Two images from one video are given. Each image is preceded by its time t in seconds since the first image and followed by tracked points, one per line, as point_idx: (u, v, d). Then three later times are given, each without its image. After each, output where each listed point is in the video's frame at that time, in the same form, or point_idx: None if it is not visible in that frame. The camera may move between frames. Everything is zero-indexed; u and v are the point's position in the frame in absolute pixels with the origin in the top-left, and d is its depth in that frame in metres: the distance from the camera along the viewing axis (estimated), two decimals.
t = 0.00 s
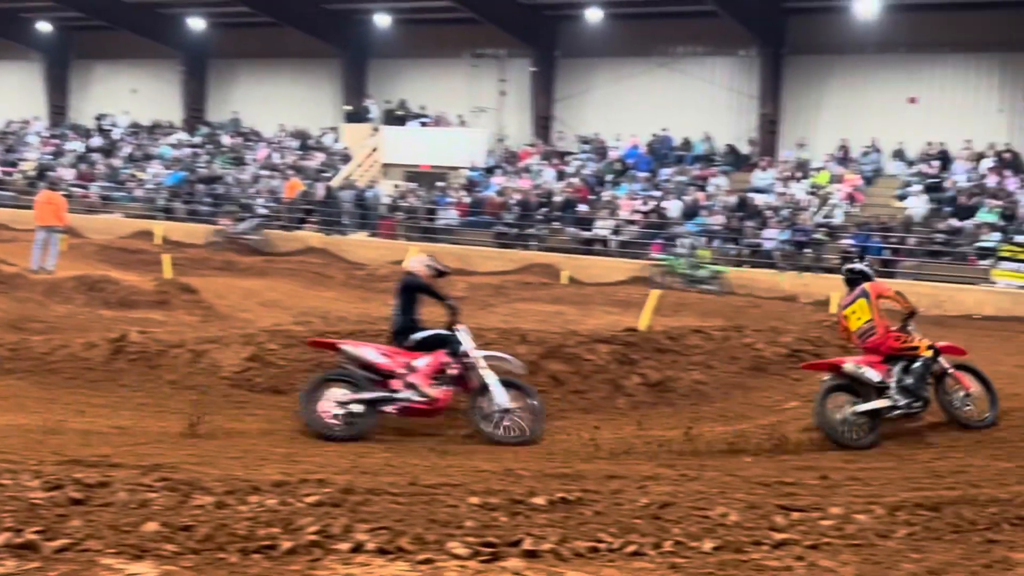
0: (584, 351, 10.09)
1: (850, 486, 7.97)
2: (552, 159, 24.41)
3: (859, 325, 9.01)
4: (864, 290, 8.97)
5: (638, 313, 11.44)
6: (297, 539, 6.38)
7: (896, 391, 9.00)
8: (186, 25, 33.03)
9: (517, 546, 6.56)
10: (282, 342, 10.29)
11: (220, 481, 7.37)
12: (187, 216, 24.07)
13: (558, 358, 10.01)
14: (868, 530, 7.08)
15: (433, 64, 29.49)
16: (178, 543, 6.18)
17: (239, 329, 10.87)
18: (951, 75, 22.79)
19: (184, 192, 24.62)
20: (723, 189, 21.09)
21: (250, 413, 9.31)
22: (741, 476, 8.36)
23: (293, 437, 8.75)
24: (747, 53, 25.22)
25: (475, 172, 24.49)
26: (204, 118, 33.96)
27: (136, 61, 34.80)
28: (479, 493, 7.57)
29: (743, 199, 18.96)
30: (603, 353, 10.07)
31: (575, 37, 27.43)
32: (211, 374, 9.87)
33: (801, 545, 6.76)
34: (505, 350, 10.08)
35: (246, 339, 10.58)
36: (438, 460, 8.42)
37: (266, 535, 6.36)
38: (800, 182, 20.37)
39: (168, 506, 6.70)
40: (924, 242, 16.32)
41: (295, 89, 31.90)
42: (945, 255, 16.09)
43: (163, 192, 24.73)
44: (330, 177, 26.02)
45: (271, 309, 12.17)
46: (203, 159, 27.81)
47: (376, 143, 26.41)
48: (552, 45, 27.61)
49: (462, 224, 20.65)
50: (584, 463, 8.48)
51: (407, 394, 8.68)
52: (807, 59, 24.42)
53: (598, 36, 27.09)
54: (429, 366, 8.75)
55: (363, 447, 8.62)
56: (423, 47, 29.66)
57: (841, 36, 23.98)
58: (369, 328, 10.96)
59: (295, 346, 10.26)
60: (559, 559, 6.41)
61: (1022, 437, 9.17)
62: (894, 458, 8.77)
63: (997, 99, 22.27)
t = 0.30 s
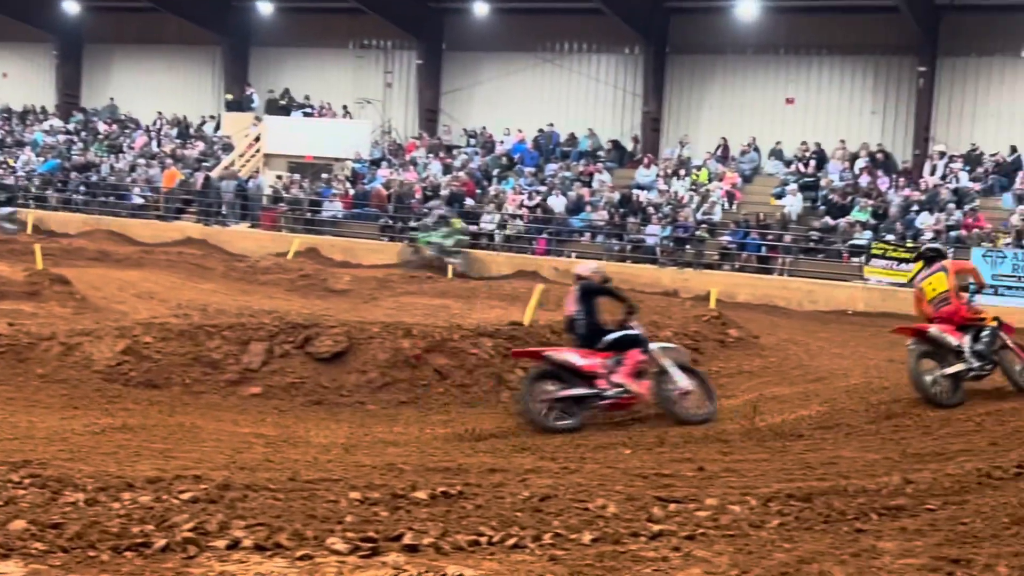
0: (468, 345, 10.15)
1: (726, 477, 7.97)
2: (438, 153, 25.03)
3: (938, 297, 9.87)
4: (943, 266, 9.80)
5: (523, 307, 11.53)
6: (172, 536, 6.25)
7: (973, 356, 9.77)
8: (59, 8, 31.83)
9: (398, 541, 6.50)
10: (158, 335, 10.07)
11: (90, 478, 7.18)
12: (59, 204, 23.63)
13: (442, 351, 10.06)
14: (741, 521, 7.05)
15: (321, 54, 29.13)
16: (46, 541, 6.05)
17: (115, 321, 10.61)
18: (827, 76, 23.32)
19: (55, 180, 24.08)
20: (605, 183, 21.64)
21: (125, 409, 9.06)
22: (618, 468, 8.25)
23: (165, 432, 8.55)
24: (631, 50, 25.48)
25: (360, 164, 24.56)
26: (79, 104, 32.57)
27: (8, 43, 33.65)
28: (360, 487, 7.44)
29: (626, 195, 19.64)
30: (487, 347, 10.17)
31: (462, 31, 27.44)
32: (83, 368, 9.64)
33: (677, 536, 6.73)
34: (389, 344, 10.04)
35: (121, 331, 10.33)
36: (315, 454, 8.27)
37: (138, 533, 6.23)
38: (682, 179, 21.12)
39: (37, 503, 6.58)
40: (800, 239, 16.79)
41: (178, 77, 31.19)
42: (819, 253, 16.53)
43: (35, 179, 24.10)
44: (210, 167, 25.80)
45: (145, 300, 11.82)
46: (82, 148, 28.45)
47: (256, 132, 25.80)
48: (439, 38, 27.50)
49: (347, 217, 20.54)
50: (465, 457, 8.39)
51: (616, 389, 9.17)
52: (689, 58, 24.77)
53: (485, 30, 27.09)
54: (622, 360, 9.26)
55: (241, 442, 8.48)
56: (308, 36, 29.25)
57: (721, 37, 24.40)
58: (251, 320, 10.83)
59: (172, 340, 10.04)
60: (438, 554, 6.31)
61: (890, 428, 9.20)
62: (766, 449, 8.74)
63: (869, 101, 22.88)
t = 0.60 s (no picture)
0: (386, 343, 10.11)
1: (641, 475, 8.07)
2: (357, 150, 24.79)
3: (972, 303, 10.34)
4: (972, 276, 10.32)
5: (442, 306, 11.54)
6: (80, 538, 6.11)
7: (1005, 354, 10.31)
8: None
9: (313, 541, 6.44)
10: (68, 333, 9.82)
11: None
12: None
13: (359, 350, 10.02)
14: (655, 518, 7.13)
15: (240, 47, 28.68)
16: None
17: (23, 319, 10.32)
18: (743, 79, 23.70)
19: None
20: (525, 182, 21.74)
21: (32, 409, 8.80)
22: (536, 466, 8.27)
23: (74, 431, 8.34)
24: (552, 50, 25.56)
25: (278, 160, 24.31)
26: None
27: None
28: (275, 487, 7.35)
29: (546, 195, 19.77)
30: (405, 346, 10.13)
31: (383, 27, 27.28)
32: None
33: (593, 534, 6.78)
34: (306, 342, 9.96)
35: (28, 328, 10.05)
36: (229, 454, 8.14)
37: (46, 535, 6.09)
38: (600, 179, 21.31)
39: None
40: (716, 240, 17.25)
41: (89, 69, 30.39)
42: (735, 253, 16.97)
43: None
44: (122, 160, 25.76)
45: (53, 297, 11.49)
46: None
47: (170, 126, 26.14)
48: (359, 34, 27.28)
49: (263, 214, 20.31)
50: (383, 456, 8.32)
51: (733, 362, 9.89)
52: (609, 59, 24.97)
53: (407, 27, 26.98)
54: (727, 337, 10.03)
55: (152, 442, 8.30)
56: (226, 30, 28.76)
57: (640, 39, 24.65)
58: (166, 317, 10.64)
59: (82, 338, 9.80)
60: (354, 554, 6.25)
61: (801, 426, 9.39)
62: (681, 447, 8.84)
63: (784, 104, 23.31)
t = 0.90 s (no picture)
0: (349, 348, 10.10)
1: (604, 480, 8.10)
2: (320, 153, 24.73)
3: (988, 331, 10.82)
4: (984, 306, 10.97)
5: (405, 311, 11.54)
6: (39, 544, 6.04)
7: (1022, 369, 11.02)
8: None
9: (275, 547, 6.40)
10: (26, 336, 9.68)
11: None
12: None
13: (322, 355, 9.98)
14: (619, 523, 7.18)
15: (204, 48, 28.43)
16: None
17: None
18: (705, 85, 23.90)
19: None
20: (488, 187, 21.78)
21: None
22: (500, 471, 8.28)
23: (31, 436, 8.22)
24: (516, 55, 25.58)
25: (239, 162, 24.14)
26: None
27: None
28: (237, 493, 7.31)
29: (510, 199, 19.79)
30: (368, 351, 10.12)
31: (347, 31, 27.19)
32: None
33: (556, 538, 6.81)
34: (268, 347, 9.91)
35: None
36: (190, 459, 8.07)
37: (4, 541, 6.03)
38: (563, 184, 21.37)
39: None
40: (678, 245, 16.91)
41: (50, 68, 29.94)
42: (697, 258, 17.17)
43: None
44: (81, 164, 25.40)
45: (10, 300, 11.31)
46: None
47: (131, 129, 25.88)
48: (322, 37, 27.16)
49: (225, 217, 20.16)
50: (346, 461, 8.29)
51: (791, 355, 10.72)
52: (572, 65, 25.07)
53: (371, 30, 26.89)
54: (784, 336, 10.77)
55: (112, 447, 8.21)
56: (187, 32, 28.51)
57: (603, 45, 24.77)
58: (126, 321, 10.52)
59: (40, 341, 9.67)
60: (317, 560, 6.23)
61: (762, 431, 9.49)
62: (644, 452, 8.90)
63: (745, 112, 23.54)
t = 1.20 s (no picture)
0: (355, 357, 10.14)
1: (611, 489, 8.11)
2: (325, 162, 24.73)
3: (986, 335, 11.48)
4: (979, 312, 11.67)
5: (411, 319, 11.57)
6: (48, 552, 6.05)
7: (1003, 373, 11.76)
8: None
9: (282, 556, 6.41)
10: (34, 345, 9.69)
11: None
12: None
13: (328, 363, 10.01)
14: (625, 532, 7.19)
15: (208, 56, 28.50)
16: None
17: None
18: (710, 93, 23.94)
19: None
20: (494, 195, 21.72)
21: None
22: (506, 480, 8.29)
23: (40, 444, 8.24)
24: (521, 63, 25.61)
25: (245, 172, 23.98)
26: None
27: None
28: (243, 501, 7.31)
29: (515, 207, 19.81)
30: (375, 359, 10.15)
31: (352, 39, 27.25)
32: None
33: (563, 547, 6.82)
34: (275, 355, 9.94)
35: None
36: (198, 468, 8.08)
37: (13, 549, 6.05)
38: (568, 193, 21.37)
39: None
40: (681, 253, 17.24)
41: (54, 75, 30.04)
42: (702, 266, 17.21)
43: None
44: (88, 173, 25.27)
45: (17, 308, 11.32)
46: None
47: (138, 137, 25.84)
48: (328, 45, 27.21)
49: (231, 225, 20.18)
50: (353, 470, 8.30)
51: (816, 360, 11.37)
52: (577, 73, 25.12)
53: (375, 39, 26.94)
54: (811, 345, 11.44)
55: (120, 456, 8.22)
56: (192, 39, 28.60)
57: (608, 54, 24.84)
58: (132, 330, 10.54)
59: (48, 350, 9.68)
60: (325, 569, 6.24)
61: (769, 439, 9.51)
62: (650, 461, 8.91)
63: (750, 120, 23.57)
